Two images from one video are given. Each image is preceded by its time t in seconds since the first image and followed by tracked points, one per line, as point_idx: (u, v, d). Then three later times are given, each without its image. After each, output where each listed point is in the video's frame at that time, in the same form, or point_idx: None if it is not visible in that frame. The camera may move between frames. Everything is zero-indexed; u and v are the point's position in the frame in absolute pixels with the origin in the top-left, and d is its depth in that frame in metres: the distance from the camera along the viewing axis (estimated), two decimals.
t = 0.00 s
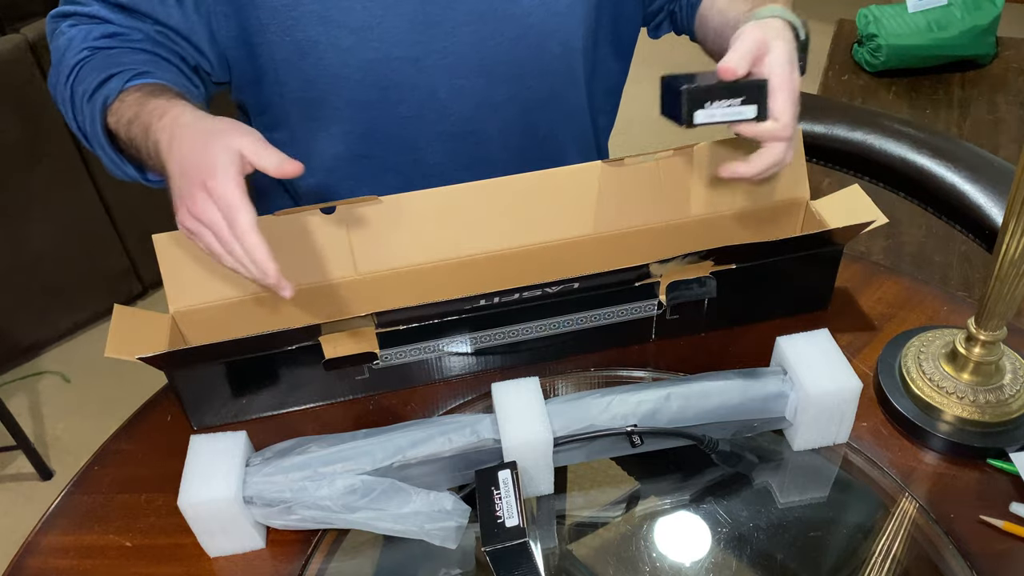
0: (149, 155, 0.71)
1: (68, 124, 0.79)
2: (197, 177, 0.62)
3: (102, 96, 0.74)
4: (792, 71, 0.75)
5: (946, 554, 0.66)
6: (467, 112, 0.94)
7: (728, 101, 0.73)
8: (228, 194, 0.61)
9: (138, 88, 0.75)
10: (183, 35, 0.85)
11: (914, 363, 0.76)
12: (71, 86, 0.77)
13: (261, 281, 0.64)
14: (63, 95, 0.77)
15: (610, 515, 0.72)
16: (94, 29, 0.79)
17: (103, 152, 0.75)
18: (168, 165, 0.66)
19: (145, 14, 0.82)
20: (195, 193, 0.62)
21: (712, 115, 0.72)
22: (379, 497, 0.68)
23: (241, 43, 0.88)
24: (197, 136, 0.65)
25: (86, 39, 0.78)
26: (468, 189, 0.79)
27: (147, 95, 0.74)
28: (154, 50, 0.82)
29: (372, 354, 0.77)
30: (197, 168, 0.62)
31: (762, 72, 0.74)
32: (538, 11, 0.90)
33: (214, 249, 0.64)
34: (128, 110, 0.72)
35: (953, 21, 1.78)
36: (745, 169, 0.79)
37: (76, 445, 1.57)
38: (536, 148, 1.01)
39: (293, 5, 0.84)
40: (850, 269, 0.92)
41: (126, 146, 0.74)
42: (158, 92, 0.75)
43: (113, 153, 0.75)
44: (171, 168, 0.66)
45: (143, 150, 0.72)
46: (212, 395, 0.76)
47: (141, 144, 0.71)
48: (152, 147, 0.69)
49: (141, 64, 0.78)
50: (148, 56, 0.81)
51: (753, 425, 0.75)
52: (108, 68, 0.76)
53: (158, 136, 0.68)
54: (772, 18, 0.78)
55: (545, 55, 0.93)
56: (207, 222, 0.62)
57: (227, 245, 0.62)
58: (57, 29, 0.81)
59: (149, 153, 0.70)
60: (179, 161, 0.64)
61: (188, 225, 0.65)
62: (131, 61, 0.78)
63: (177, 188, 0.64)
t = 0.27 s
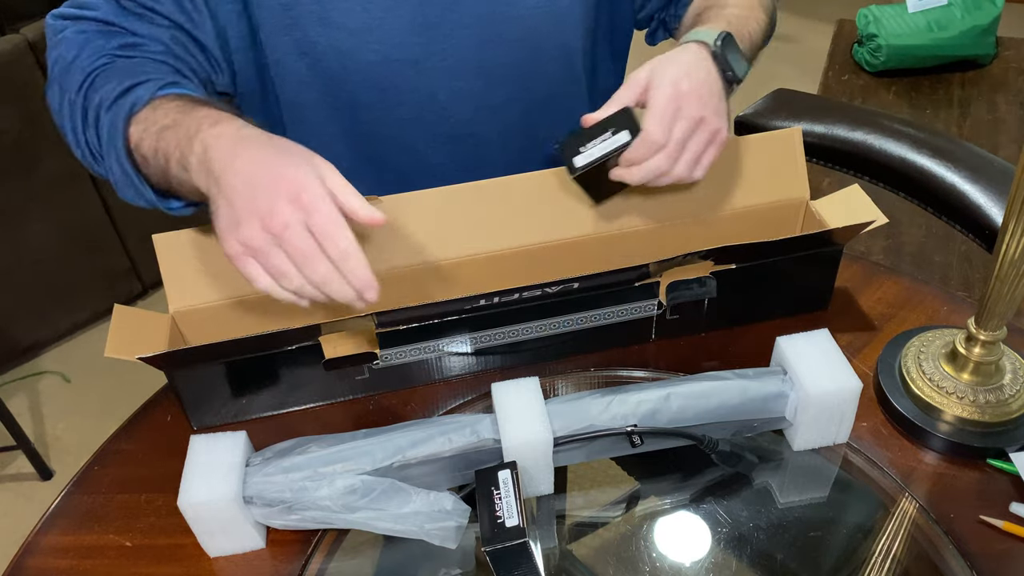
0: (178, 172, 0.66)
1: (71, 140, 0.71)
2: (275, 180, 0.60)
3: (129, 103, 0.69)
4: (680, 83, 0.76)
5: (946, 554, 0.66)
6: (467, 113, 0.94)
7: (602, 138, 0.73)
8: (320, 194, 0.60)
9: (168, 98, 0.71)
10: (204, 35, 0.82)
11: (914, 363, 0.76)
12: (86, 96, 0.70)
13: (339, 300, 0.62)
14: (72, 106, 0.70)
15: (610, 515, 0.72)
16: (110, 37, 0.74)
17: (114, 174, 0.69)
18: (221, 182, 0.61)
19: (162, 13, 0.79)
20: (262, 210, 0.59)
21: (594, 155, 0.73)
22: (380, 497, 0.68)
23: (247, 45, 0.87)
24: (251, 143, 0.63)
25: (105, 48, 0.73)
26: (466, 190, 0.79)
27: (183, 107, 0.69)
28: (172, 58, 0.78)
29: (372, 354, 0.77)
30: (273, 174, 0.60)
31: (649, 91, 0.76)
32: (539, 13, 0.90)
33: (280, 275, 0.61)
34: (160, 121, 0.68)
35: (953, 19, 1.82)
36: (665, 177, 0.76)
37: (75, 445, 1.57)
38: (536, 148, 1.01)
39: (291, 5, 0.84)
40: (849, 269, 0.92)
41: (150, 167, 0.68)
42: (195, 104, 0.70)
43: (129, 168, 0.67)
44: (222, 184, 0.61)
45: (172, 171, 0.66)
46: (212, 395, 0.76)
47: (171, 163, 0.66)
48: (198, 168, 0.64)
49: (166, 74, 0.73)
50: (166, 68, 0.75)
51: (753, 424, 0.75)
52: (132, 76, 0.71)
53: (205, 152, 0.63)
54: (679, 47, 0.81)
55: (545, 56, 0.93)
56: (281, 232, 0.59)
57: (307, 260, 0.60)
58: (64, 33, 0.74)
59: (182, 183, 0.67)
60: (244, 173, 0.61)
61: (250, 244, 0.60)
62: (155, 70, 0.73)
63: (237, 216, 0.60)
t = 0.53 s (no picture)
0: (255, 261, 0.61)
1: (115, 176, 0.68)
2: (379, 298, 0.56)
3: (201, 163, 0.64)
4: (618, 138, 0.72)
5: (946, 554, 0.66)
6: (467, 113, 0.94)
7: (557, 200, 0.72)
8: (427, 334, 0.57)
9: (250, 167, 0.65)
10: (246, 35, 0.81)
11: (914, 363, 0.76)
12: (147, 142, 0.66)
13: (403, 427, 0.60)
14: (127, 147, 0.66)
15: (610, 515, 0.72)
16: (164, 64, 0.70)
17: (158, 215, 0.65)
18: (316, 287, 0.57)
19: (214, 16, 0.77)
20: (368, 328, 0.55)
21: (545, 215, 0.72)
22: (379, 497, 0.68)
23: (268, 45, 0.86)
24: (342, 252, 0.58)
25: (165, 89, 0.68)
26: (465, 190, 0.79)
27: (273, 188, 0.64)
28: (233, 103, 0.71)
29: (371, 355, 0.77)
30: (385, 294, 0.57)
31: (594, 150, 0.73)
32: (544, 15, 0.91)
33: (359, 398, 0.57)
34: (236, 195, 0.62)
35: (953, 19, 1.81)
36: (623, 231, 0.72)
37: (75, 445, 1.57)
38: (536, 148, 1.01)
39: (308, 10, 0.84)
40: (849, 269, 0.92)
41: (211, 240, 0.64)
42: (285, 191, 0.64)
43: (187, 234, 0.64)
44: (312, 285, 0.57)
45: (240, 252, 0.62)
46: (212, 395, 0.76)
47: (245, 246, 0.62)
48: (284, 268, 0.59)
49: (245, 133, 0.67)
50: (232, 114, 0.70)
51: (753, 424, 0.75)
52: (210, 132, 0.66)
53: (296, 250, 0.59)
54: (633, 95, 0.76)
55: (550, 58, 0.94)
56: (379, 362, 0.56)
57: (395, 392, 0.57)
58: (108, 41, 0.70)
59: (241, 262, 0.63)
60: (347, 286, 0.56)
61: (334, 362, 0.56)
62: (232, 128, 0.67)
63: (334, 329, 0.56)
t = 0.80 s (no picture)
0: (302, 339, 0.60)
1: (161, 225, 0.66)
2: (427, 390, 0.55)
3: (252, 232, 0.62)
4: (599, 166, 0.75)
5: (946, 554, 0.66)
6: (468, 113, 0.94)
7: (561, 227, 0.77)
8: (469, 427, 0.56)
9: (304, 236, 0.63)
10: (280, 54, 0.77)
11: (915, 363, 0.76)
12: (196, 200, 0.64)
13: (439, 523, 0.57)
14: (175, 200, 0.64)
15: (610, 515, 0.72)
16: (211, 105, 0.67)
17: (204, 270, 0.63)
18: (364, 377, 0.56)
19: (252, 37, 0.73)
20: (414, 420, 0.54)
21: (553, 241, 0.77)
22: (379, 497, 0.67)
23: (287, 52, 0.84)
24: (392, 343, 0.57)
25: (214, 142, 0.65)
26: (466, 190, 0.79)
27: (324, 264, 0.63)
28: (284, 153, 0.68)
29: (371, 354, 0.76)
30: (430, 386, 0.56)
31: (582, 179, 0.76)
32: (552, 24, 0.93)
33: (401, 489, 0.55)
34: (288, 270, 0.61)
35: (953, 19, 1.82)
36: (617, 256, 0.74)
37: (75, 445, 1.57)
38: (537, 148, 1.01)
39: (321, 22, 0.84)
40: (849, 269, 0.92)
41: (257, 306, 0.63)
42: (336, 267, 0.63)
43: (233, 298, 0.62)
44: (359, 375, 0.56)
45: (285, 327, 0.61)
46: (212, 395, 0.76)
47: (293, 324, 0.60)
48: (329, 351, 0.58)
49: (299, 193, 0.65)
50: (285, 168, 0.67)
51: (753, 424, 0.75)
52: (263, 194, 0.63)
53: (346, 337, 0.57)
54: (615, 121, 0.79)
55: (557, 60, 0.97)
56: (422, 455, 0.54)
57: (438, 486, 0.55)
58: (149, 75, 0.67)
59: (286, 335, 0.62)
60: (394, 375, 0.55)
61: (377, 452, 0.54)
62: (284, 187, 0.64)
63: (379, 419, 0.55)
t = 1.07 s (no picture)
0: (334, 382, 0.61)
1: (194, 255, 0.66)
2: (457, 442, 0.58)
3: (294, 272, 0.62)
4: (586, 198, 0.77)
5: (945, 554, 0.66)
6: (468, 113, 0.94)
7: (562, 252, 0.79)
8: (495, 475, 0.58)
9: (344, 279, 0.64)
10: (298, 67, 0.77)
11: (914, 363, 0.76)
12: (235, 237, 0.64)
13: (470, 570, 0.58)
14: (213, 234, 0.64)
15: (610, 515, 0.71)
16: (248, 136, 0.66)
17: (236, 305, 0.64)
18: (398, 429, 0.58)
19: (275, 53, 0.72)
20: (447, 469, 0.57)
21: (556, 267, 0.78)
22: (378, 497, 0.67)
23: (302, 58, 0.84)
24: (424, 393, 0.59)
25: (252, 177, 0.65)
26: (466, 191, 0.80)
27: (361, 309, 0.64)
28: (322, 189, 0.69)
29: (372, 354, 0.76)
30: (461, 436, 0.58)
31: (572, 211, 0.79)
32: (554, 27, 0.93)
33: (436, 535, 0.57)
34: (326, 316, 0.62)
35: (953, 19, 1.82)
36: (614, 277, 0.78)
37: (76, 445, 1.57)
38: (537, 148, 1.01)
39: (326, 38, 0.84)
40: (849, 269, 0.92)
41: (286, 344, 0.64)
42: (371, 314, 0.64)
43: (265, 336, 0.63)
44: (391, 429, 0.58)
45: (312, 365, 0.63)
46: (212, 395, 0.76)
47: (326, 365, 0.62)
48: (363, 403, 0.60)
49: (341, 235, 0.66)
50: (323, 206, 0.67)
51: (753, 425, 0.75)
52: (305, 237, 0.64)
53: (381, 390, 0.59)
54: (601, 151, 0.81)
55: (556, 66, 0.96)
56: (452, 504, 0.56)
57: (469, 535, 0.56)
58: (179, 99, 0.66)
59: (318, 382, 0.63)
60: (427, 426, 0.58)
61: (412, 500, 0.56)
62: (328, 228, 0.65)
63: (413, 469, 0.57)
